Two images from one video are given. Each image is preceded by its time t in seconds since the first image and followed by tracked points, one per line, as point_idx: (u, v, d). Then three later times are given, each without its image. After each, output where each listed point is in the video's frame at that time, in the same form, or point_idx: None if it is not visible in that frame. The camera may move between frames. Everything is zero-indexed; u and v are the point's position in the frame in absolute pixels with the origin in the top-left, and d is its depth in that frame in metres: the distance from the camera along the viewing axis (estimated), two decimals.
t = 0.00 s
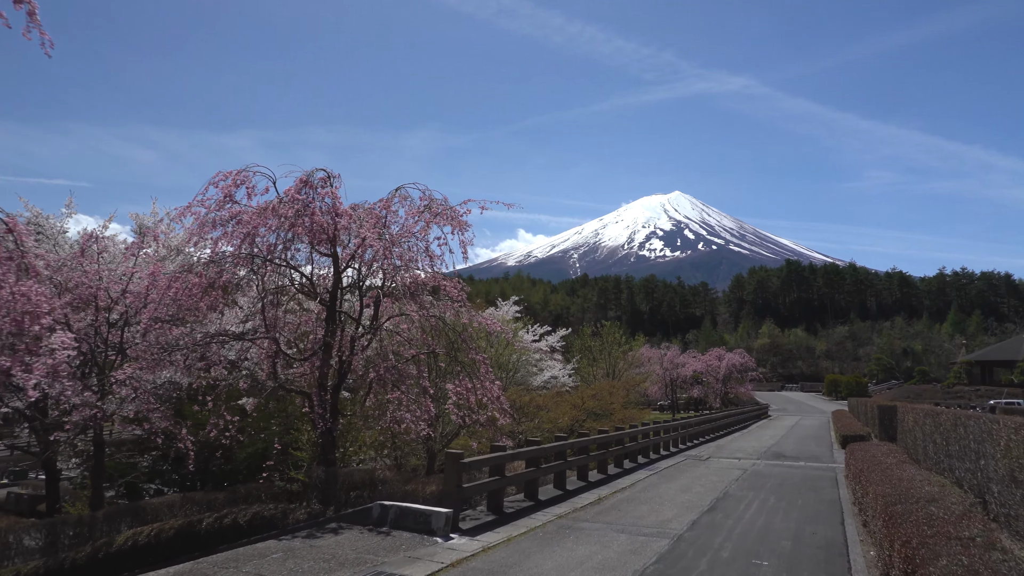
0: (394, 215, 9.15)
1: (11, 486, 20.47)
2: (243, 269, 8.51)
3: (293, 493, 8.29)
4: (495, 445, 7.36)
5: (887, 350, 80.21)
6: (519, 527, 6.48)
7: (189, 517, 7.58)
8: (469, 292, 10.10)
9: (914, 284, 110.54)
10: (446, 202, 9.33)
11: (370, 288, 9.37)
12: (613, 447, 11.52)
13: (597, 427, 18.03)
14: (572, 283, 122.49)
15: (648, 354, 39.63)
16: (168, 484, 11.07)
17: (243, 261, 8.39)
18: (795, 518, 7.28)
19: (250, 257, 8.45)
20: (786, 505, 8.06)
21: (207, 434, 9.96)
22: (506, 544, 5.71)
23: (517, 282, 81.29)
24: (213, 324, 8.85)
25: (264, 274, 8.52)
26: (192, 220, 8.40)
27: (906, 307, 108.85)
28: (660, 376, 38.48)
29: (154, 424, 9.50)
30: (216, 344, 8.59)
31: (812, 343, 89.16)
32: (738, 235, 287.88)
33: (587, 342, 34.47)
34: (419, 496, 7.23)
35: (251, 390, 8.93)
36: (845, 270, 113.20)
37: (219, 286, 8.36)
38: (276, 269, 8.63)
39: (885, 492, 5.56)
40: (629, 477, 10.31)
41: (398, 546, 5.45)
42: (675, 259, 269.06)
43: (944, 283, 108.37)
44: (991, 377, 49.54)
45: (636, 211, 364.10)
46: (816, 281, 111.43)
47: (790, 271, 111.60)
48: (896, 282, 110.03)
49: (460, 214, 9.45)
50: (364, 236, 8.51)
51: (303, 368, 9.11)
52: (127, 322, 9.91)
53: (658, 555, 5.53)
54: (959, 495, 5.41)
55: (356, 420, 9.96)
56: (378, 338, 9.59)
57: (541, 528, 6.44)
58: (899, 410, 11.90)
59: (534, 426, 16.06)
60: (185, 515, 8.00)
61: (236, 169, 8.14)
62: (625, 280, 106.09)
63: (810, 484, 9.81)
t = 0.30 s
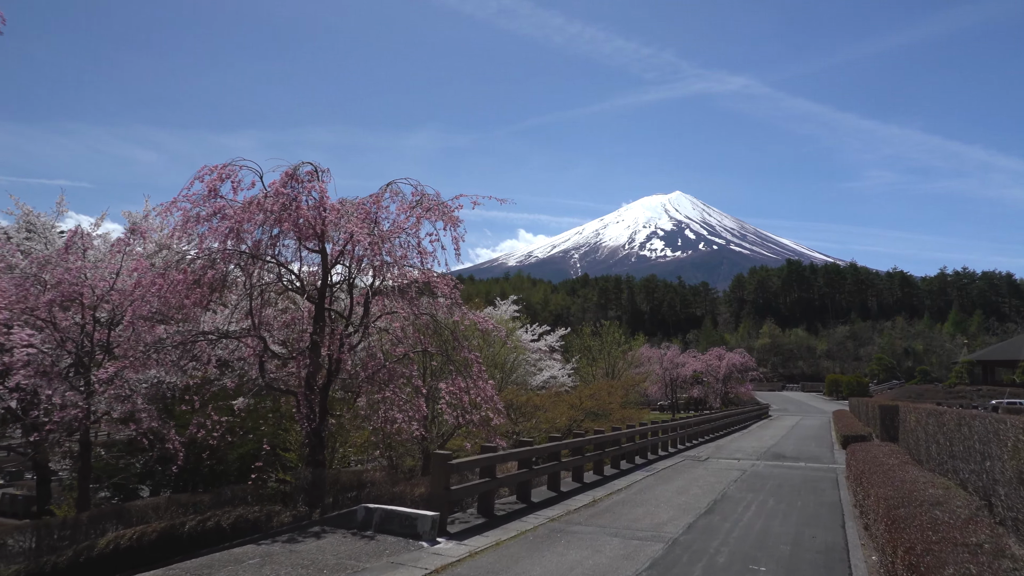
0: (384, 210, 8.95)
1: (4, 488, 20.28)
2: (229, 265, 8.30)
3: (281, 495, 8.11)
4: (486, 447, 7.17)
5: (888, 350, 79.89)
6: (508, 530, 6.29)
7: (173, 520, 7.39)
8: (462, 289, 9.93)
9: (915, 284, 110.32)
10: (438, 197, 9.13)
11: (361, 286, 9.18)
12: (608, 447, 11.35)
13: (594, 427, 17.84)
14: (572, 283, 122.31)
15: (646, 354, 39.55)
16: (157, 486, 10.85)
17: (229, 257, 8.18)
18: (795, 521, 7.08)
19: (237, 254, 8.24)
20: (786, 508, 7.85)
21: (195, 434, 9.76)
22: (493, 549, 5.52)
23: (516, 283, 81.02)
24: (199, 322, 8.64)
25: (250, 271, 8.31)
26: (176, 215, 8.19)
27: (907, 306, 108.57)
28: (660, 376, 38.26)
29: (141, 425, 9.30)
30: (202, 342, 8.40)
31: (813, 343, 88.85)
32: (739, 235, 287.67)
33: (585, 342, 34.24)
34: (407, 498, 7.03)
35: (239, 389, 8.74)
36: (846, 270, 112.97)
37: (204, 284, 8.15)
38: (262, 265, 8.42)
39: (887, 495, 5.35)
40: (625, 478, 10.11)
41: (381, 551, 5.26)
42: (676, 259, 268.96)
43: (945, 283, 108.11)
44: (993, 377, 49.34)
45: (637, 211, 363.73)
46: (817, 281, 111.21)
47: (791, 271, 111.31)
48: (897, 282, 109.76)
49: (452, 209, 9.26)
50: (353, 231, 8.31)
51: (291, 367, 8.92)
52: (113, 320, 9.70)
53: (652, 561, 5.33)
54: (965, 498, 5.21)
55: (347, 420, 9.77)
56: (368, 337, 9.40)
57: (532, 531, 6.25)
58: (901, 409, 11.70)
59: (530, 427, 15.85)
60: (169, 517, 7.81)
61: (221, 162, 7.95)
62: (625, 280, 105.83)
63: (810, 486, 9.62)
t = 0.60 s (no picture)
0: (375, 206, 8.78)
1: None
2: (216, 262, 8.11)
3: (268, 500, 7.92)
4: (479, 450, 6.98)
5: (889, 350, 79.65)
6: (500, 536, 6.10)
7: (157, 524, 7.18)
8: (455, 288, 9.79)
9: (916, 283, 110.08)
10: (431, 193, 8.95)
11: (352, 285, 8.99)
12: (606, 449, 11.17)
13: (593, 428, 17.64)
14: (572, 283, 122.14)
15: (645, 354, 39.34)
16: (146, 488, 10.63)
17: (216, 254, 7.98)
18: (796, 525, 6.88)
19: (224, 251, 8.04)
20: (786, 511, 7.66)
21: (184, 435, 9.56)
22: (483, 557, 5.31)
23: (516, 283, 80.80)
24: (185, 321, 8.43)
25: (238, 268, 8.12)
26: (162, 212, 7.99)
27: (908, 306, 108.33)
28: (659, 376, 38.06)
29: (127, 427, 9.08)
30: (188, 342, 8.19)
31: (813, 343, 88.62)
32: (739, 235, 287.39)
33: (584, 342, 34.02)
34: (397, 502, 6.83)
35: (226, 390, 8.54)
36: (847, 270, 112.71)
37: (190, 282, 7.94)
38: (251, 263, 8.22)
39: (893, 500, 5.15)
40: (623, 481, 9.92)
41: (366, 559, 5.05)
42: (676, 259, 268.85)
43: (946, 282, 107.83)
44: (994, 377, 49.11)
45: (637, 211, 363.55)
46: (817, 281, 111.02)
47: (791, 270, 111.06)
48: (898, 281, 109.51)
49: (445, 206, 9.09)
50: (342, 228, 8.13)
51: (280, 368, 8.72)
52: (100, 319, 9.48)
53: (648, 568, 5.14)
54: (974, 503, 5.00)
55: (337, 420, 9.57)
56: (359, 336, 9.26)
57: (525, 537, 6.06)
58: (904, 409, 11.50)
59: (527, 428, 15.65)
60: (154, 522, 7.61)
61: (208, 158, 7.78)
62: (625, 280, 105.60)
63: (812, 488, 9.43)
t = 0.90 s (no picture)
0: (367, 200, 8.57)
1: None
2: (202, 257, 7.88)
3: (255, 502, 7.71)
4: (471, 450, 6.77)
5: (889, 350, 79.44)
6: (492, 539, 5.88)
7: (140, 526, 6.97)
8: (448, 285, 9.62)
9: (915, 283, 109.93)
10: (424, 187, 8.74)
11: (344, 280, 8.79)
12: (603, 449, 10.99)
13: (591, 427, 17.42)
14: (572, 284, 121.87)
15: (644, 354, 39.10)
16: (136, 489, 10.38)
17: (202, 248, 7.76)
18: (798, 527, 6.67)
19: (209, 245, 7.80)
20: (788, 513, 7.44)
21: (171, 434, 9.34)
22: (473, 561, 5.09)
23: (515, 284, 80.72)
24: (171, 317, 8.21)
25: (225, 263, 7.90)
26: (146, 205, 7.77)
27: (907, 306, 108.17)
28: (658, 375, 37.90)
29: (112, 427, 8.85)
30: (173, 339, 7.97)
31: (813, 343, 88.44)
32: (739, 236, 287.15)
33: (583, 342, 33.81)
34: (386, 504, 6.63)
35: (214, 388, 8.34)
36: (846, 270, 112.55)
37: (176, 277, 7.72)
38: (238, 258, 8.01)
39: (900, 502, 4.94)
40: (620, 481, 9.72)
41: (350, 563, 4.83)
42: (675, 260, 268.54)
43: (946, 283, 107.71)
44: (994, 377, 48.90)
45: (637, 211, 363.41)
46: (817, 281, 110.85)
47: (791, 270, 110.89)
48: (897, 281, 109.35)
49: (438, 200, 8.88)
50: (331, 221, 7.93)
51: (269, 365, 8.52)
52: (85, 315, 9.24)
53: (645, 572, 4.93)
54: (985, 505, 4.77)
55: (328, 419, 9.37)
56: (350, 333, 9.06)
57: (518, 540, 5.85)
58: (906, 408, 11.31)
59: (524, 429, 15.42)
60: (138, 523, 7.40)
61: (192, 149, 7.56)
62: (625, 280, 105.38)
63: (813, 488, 9.24)
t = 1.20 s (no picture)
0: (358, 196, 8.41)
1: None
2: (189, 254, 7.70)
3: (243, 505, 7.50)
4: (463, 452, 6.58)
5: (889, 350, 79.23)
6: (483, 544, 5.69)
7: (122, 530, 6.77)
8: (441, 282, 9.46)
9: (916, 283, 109.74)
10: (417, 183, 8.57)
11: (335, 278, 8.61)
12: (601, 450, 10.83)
13: (589, 428, 17.23)
14: (572, 284, 121.66)
15: (644, 353, 38.91)
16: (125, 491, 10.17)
17: (188, 244, 7.57)
18: (799, 531, 6.49)
19: (195, 242, 7.61)
20: (789, 516, 7.26)
21: (159, 435, 9.15)
22: (461, 568, 4.89)
23: (515, 284, 80.49)
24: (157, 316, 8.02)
25: (212, 260, 7.70)
26: (130, 200, 7.58)
27: (908, 306, 107.91)
28: (658, 375, 37.74)
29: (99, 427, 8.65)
30: (158, 338, 7.77)
31: (813, 343, 88.21)
32: (739, 236, 286.91)
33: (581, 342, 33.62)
34: (375, 507, 6.44)
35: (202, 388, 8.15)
36: (847, 269, 112.41)
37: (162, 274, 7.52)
38: (226, 254, 7.81)
39: (906, 506, 4.74)
40: (617, 483, 9.53)
41: (333, 570, 4.63)
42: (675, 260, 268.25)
43: (946, 283, 107.55)
44: (995, 377, 48.72)
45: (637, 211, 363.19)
46: (817, 281, 110.74)
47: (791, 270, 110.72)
48: (898, 281, 109.14)
49: (432, 196, 8.72)
50: (322, 217, 7.75)
51: (258, 365, 8.32)
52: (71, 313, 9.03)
53: None
54: (995, 510, 4.58)
55: (319, 419, 9.17)
56: (341, 331, 8.87)
57: (509, 545, 5.66)
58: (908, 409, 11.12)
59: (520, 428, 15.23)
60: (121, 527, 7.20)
61: (178, 143, 7.38)
62: (625, 280, 105.16)
63: (814, 490, 9.06)
